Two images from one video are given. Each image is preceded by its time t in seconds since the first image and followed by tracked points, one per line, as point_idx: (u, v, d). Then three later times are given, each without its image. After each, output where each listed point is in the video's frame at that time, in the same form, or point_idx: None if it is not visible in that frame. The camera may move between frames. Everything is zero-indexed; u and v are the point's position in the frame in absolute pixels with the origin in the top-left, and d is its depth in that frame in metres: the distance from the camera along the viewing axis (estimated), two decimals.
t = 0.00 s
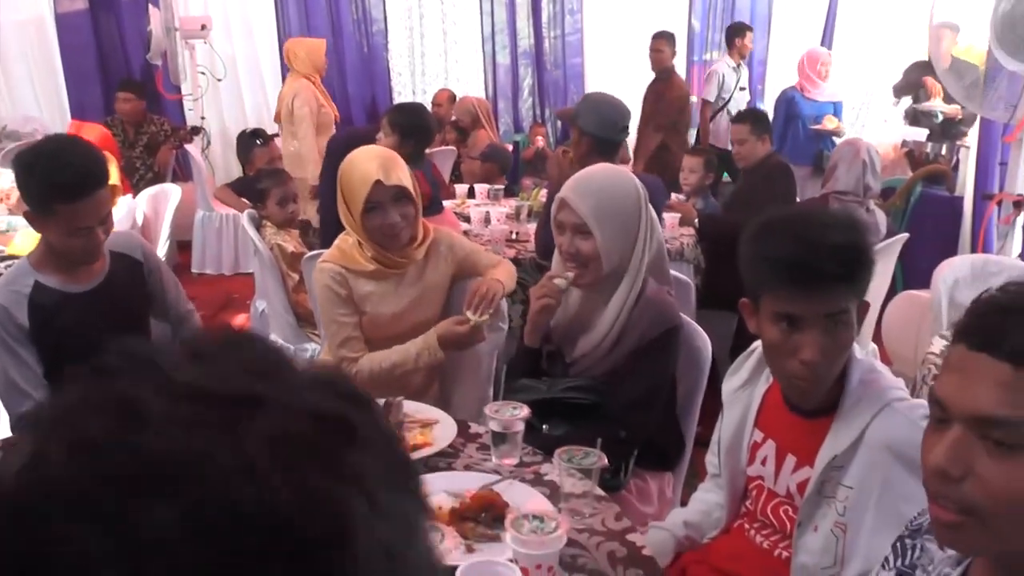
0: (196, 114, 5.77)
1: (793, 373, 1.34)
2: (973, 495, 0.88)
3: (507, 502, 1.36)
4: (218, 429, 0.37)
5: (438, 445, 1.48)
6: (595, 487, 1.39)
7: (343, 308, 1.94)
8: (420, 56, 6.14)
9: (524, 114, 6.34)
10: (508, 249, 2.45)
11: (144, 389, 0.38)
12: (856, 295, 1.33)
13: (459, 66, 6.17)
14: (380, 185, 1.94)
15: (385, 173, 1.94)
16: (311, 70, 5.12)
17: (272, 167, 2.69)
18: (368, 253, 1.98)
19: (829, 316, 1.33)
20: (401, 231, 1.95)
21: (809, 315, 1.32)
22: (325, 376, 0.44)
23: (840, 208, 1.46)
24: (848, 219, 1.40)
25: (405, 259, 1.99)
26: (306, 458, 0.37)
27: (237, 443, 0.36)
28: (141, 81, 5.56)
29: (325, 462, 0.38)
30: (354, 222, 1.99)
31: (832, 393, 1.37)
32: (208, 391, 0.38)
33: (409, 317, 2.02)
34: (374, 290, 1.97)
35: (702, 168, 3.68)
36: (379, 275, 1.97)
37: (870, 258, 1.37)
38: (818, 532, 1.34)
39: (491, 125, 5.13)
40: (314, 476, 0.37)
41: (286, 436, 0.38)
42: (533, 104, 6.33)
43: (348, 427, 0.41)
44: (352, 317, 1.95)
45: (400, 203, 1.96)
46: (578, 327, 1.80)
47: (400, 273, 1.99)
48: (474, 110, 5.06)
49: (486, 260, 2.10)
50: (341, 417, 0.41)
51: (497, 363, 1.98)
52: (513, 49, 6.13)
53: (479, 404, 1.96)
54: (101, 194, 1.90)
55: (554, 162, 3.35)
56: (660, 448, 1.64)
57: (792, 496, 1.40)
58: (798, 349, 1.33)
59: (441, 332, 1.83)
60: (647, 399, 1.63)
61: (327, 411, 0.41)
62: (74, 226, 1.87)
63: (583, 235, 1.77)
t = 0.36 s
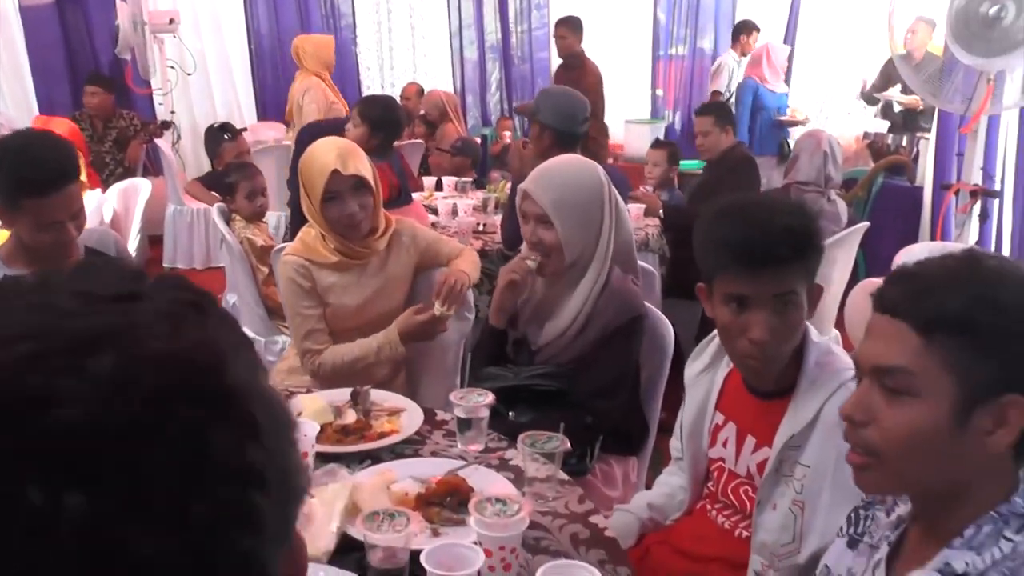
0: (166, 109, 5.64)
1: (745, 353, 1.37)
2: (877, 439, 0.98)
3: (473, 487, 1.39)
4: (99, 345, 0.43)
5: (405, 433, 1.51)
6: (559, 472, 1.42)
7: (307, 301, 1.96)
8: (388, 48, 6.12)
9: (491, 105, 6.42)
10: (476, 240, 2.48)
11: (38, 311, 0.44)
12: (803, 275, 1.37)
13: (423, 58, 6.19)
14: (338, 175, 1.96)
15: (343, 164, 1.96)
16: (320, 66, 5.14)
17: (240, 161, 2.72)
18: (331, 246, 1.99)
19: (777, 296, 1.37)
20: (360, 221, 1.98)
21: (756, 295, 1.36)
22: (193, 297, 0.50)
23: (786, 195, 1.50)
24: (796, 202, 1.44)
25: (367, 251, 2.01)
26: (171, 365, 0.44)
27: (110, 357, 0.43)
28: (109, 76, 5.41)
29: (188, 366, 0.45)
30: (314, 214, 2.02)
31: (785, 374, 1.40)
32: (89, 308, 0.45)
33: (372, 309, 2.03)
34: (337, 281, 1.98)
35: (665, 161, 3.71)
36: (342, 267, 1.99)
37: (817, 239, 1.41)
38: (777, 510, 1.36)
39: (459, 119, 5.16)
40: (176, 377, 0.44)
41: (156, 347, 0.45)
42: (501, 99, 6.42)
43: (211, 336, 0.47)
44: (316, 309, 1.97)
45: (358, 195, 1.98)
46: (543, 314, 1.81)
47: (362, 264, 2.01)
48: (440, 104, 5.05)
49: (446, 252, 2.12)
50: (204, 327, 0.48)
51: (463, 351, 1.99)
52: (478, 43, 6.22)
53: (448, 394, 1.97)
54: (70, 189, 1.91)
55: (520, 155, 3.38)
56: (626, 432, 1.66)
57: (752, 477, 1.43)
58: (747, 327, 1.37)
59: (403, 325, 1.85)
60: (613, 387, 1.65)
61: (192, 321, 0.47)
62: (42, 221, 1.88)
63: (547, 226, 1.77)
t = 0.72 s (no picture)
0: (133, 99, 5.41)
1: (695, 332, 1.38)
2: (809, 402, 1.06)
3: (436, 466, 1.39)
4: (102, 277, 0.45)
5: (368, 414, 1.51)
6: (521, 451, 1.42)
7: (270, 287, 1.97)
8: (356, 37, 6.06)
9: (460, 94, 6.36)
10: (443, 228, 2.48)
11: (33, 252, 0.46)
12: (750, 254, 1.38)
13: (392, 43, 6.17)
14: (299, 157, 1.96)
15: (305, 147, 1.96)
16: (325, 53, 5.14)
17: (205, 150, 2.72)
18: (292, 231, 2.00)
19: (724, 275, 1.37)
20: (320, 206, 1.97)
21: (703, 276, 1.37)
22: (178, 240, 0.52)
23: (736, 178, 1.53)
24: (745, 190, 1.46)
25: (329, 236, 2.03)
26: (174, 296, 0.47)
27: (116, 292, 0.45)
28: (74, 66, 5.14)
29: (187, 297, 0.48)
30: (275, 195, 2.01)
31: (739, 353, 1.41)
32: (86, 251, 0.47)
33: (335, 293, 2.05)
34: (299, 267, 1.99)
35: (631, 147, 3.74)
36: (304, 253, 2.00)
37: (765, 226, 1.43)
38: (736, 485, 1.38)
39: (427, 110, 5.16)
40: (181, 309, 0.47)
41: (157, 279, 0.47)
42: (471, 88, 6.37)
43: (206, 271, 0.50)
44: (278, 295, 1.98)
45: (322, 177, 2.00)
46: (507, 296, 1.85)
47: (324, 249, 2.03)
48: (412, 93, 5.08)
49: (408, 239, 2.14)
50: (198, 263, 0.50)
51: (428, 337, 2.00)
52: (446, 31, 6.16)
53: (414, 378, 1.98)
54: (30, 175, 1.91)
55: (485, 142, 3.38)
56: (588, 412, 1.68)
57: (713, 454, 1.45)
58: (698, 309, 1.38)
59: (360, 305, 1.84)
60: (573, 367, 1.68)
61: (186, 259, 0.50)
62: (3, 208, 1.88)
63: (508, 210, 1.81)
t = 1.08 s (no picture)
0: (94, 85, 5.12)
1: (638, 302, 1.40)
2: (730, 364, 1.11)
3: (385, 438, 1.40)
4: (119, 245, 0.48)
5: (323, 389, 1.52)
6: (469, 422, 1.46)
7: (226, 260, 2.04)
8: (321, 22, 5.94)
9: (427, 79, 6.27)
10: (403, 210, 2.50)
11: (43, 220, 0.49)
12: (694, 226, 1.40)
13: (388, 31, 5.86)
14: (266, 131, 2.00)
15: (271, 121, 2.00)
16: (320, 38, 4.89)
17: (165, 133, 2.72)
18: (247, 208, 2.07)
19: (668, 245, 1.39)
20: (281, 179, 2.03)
21: (647, 247, 1.38)
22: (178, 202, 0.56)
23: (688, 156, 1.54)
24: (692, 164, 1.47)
25: (285, 213, 2.10)
26: (194, 266, 0.50)
27: (129, 252, 0.48)
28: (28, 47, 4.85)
29: (210, 269, 0.51)
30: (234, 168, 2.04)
31: (686, 321, 1.43)
32: (89, 209, 0.50)
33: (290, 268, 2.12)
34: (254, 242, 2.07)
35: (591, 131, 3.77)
36: (259, 228, 2.08)
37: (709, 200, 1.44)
38: (683, 453, 1.42)
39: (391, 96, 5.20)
40: (199, 274, 0.50)
41: (174, 247, 0.50)
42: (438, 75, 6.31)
43: (218, 241, 0.53)
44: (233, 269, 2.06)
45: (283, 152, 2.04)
46: (462, 274, 1.88)
47: (279, 226, 2.10)
48: (378, 75, 5.22)
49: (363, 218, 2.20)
50: (208, 234, 0.54)
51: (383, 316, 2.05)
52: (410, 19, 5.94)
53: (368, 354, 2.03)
54: None
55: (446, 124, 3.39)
56: (542, 387, 1.70)
57: (661, 424, 1.47)
58: (642, 278, 1.39)
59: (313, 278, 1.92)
60: (526, 342, 1.70)
61: (199, 226, 0.54)
62: None
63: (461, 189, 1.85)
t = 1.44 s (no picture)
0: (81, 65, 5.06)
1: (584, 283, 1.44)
2: (670, 339, 1.13)
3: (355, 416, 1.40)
4: (152, 258, 0.43)
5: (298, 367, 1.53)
6: (437, 397, 1.47)
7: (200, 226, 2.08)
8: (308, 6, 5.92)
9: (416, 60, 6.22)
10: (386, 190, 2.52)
11: (53, 223, 0.43)
12: (646, 208, 1.41)
13: (381, 13, 5.82)
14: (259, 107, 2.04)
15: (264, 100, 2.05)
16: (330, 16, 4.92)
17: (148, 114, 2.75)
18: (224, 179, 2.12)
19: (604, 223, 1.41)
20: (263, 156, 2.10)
21: (587, 224, 1.42)
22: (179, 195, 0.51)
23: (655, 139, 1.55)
24: (650, 147, 1.49)
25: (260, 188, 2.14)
26: (234, 282, 0.45)
27: (160, 267, 0.43)
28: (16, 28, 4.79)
29: (248, 283, 0.46)
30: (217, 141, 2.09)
31: (644, 300, 1.44)
32: (105, 212, 0.44)
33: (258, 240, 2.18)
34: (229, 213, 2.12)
35: (574, 114, 3.76)
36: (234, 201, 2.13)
37: (665, 183, 1.46)
38: (647, 430, 1.43)
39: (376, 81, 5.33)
40: (235, 289, 0.45)
41: (209, 261, 0.45)
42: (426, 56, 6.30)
43: (248, 252, 0.48)
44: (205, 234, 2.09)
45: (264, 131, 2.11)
46: (434, 255, 1.92)
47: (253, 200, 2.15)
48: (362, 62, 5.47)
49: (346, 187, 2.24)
50: (237, 244, 0.48)
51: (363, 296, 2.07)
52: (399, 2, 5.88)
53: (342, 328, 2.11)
54: None
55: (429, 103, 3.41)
56: (518, 367, 1.73)
57: (628, 401, 1.48)
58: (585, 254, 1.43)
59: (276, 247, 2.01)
60: (500, 321, 1.73)
61: (226, 234, 0.48)
62: None
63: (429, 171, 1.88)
